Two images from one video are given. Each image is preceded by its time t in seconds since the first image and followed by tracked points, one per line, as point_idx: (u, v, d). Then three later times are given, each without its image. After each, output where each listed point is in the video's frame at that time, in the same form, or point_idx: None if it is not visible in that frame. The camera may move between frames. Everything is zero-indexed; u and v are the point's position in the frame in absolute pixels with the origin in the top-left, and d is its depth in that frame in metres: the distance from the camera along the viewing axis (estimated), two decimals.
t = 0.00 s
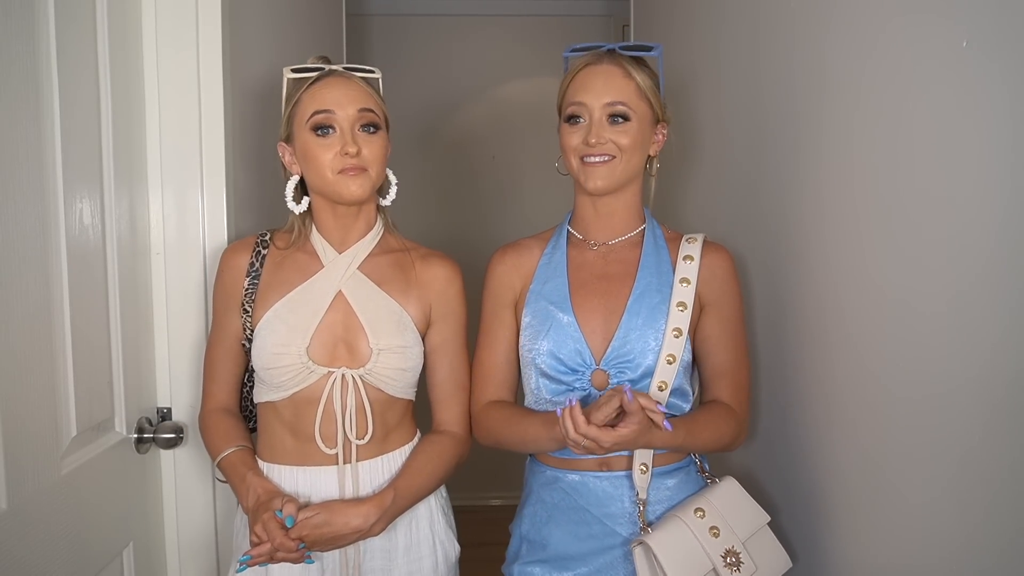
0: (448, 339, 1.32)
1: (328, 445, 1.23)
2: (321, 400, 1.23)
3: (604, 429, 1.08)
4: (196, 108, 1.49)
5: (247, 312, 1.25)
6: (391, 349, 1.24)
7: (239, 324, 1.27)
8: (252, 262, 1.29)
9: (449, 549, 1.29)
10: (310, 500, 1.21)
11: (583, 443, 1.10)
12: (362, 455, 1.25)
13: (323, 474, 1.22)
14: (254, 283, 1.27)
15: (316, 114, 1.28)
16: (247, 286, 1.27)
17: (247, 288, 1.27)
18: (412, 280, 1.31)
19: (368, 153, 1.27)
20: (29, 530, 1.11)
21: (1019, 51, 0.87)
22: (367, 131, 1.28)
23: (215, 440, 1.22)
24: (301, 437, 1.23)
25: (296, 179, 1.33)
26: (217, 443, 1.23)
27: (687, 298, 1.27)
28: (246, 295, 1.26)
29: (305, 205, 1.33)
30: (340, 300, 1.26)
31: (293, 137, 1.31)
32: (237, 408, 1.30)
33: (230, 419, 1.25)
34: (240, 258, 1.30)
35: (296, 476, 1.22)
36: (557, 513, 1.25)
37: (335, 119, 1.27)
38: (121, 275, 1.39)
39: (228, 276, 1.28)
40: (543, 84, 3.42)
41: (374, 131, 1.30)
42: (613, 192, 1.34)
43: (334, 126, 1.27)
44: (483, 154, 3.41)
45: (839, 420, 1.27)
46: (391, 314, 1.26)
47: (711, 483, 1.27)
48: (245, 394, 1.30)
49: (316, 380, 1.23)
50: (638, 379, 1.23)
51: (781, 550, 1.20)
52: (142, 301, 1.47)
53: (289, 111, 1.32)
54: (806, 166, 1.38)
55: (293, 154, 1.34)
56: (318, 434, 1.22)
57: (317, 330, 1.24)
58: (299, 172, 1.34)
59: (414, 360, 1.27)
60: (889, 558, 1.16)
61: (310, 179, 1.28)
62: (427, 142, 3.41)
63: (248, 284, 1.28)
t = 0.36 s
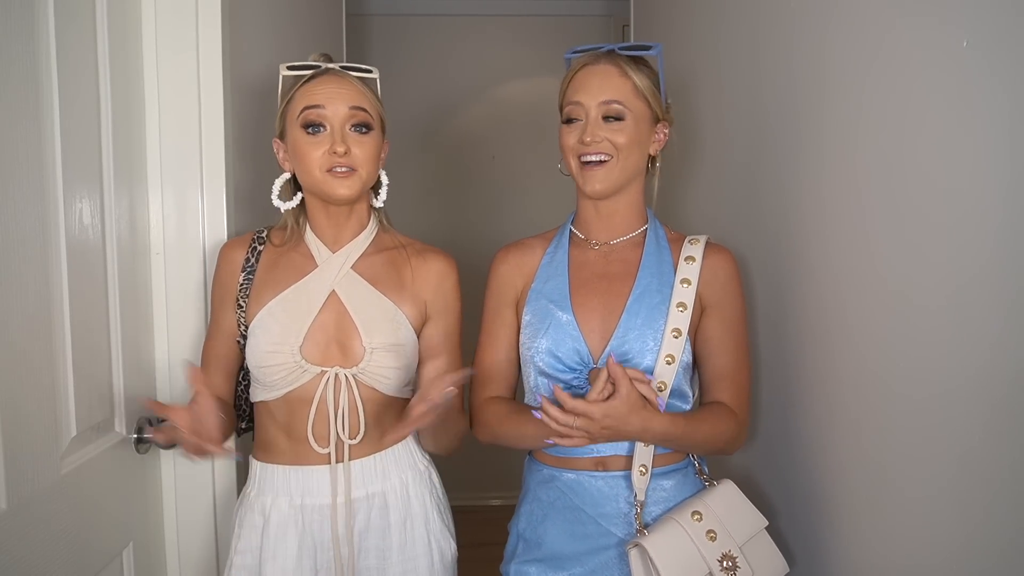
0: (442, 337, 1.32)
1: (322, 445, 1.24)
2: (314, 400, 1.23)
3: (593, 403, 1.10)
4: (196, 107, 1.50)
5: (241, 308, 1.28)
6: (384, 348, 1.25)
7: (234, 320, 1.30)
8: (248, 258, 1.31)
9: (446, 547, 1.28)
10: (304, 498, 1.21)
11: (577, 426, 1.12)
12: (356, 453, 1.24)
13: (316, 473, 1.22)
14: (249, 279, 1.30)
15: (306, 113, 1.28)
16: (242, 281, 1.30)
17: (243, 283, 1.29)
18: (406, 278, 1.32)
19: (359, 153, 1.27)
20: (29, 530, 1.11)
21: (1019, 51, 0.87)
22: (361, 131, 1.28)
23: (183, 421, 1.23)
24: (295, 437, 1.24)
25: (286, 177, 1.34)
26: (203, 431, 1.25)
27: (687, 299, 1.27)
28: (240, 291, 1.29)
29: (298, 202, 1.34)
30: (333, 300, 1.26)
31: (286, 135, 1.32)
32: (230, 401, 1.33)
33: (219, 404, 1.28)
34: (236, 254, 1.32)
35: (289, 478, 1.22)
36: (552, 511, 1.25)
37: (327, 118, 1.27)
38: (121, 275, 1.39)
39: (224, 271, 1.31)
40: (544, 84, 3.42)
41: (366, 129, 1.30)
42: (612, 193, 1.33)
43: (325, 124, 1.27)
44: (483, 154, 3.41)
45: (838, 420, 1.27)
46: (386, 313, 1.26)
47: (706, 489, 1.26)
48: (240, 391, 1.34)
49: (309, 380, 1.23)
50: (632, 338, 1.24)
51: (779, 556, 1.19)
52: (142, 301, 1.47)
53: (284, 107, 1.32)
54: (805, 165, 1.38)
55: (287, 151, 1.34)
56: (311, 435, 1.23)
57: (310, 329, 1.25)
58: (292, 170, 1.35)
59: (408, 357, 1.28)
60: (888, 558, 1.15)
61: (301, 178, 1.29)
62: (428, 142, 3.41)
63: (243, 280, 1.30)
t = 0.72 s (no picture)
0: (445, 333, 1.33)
1: (321, 443, 1.24)
2: (315, 399, 1.23)
3: (631, 348, 1.09)
4: (196, 107, 1.50)
5: (242, 298, 1.29)
6: (385, 346, 1.25)
7: (233, 310, 1.31)
8: (251, 248, 1.33)
9: (444, 547, 1.28)
10: (301, 498, 1.21)
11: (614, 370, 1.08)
12: (354, 453, 1.24)
13: (313, 473, 1.22)
14: (252, 267, 1.31)
15: (309, 116, 1.28)
16: (244, 272, 1.31)
17: (244, 273, 1.30)
18: (410, 273, 1.32)
19: (364, 154, 1.27)
20: (29, 531, 1.11)
21: (1018, 52, 0.87)
22: (364, 132, 1.29)
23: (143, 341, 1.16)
24: (292, 436, 1.24)
25: (290, 178, 1.32)
26: (168, 356, 1.19)
27: (690, 301, 1.27)
28: (244, 280, 1.30)
29: (303, 203, 1.35)
30: (336, 298, 1.27)
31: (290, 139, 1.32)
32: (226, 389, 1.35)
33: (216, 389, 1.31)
34: (241, 243, 1.34)
35: (285, 476, 1.22)
36: (549, 511, 1.25)
37: (329, 120, 1.27)
38: (121, 275, 1.39)
39: (228, 261, 1.33)
40: (544, 84, 3.42)
41: (368, 129, 1.30)
42: (608, 194, 1.34)
43: (327, 126, 1.27)
44: (483, 154, 3.41)
45: (839, 420, 1.27)
46: (388, 310, 1.26)
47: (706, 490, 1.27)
48: (236, 383, 1.36)
49: (310, 376, 1.23)
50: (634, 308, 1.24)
51: (777, 561, 1.20)
52: (142, 302, 1.47)
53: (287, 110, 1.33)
54: (806, 165, 1.38)
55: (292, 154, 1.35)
56: (311, 433, 1.23)
57: (313, 326, 1.25)
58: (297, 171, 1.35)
59: (407, 354, 1.27)
60: (889, 558, 1.16)
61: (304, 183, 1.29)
62: (428, 142, 3.41)
63: (246, 269, 1.32)
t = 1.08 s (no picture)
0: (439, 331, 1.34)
1: (317, 444, 1.23)
2: (310, 399, 1.23)
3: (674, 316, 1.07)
4: (196, 107, 1.50)
5: (239, 299, 1.28)
6: (382, 346, 1.25)
7: (230, 313, 1.31)
8: (249, 249, 1.33)
9: (441, 547, 1.28)
10: (298, 499, 1.21)
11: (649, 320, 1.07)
12: (352, 455, 1.25)
13: (310, 475, 1.22)
14: (249, 268, 1.30)
15: (317, 117, 1.27)
16: (241, 274, 1.30)
17: (243, 273, 1.30)
18: (405, 273, 1.32)
19: (371, 155, 1.27)
20: (29, 530, 1.11)
21: (1019, 52, 0.87)
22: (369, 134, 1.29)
23: (124, 353, 1.14)
24: (288, 437, 1.24)
25: (293, 180, 1.34)
26: (155, 367, 1.17)
27: (689, 298, 1.27)
28: (239, 282, 1.29)
29: (303, 205, 1.34)
30: (334, 298, 1.27)
31: (292, 141, 1.31)
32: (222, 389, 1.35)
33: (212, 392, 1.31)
34: (238, 244, 1.34)
35: (282, 478, 1.22)
36: (550, 511, 1.25)
37: (336, 122, 1.27)
38: (121, 275, 1.39)
39: (226, 261, 1.33)
40: (543, 84, 3.42)
41: (374, 130, 1.31)
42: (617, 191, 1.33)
43: (336, 129, 1.27)
44: (483, 154, 3.41)
45: (840, 420, 1.27)
46: (385, 311, 1.26)
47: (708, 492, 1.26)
48: (232, 385, 1.35)
49: (306, 375, 1.23)
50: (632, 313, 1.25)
51: (780, 562, 1.20)
52: (142, 301, 1.47)
53: (287, 113, 1.32)
54: (806, 165, 1.38)
55: (292, 157, 1.34)
56: (307, 434, 1.23)
57: (309, 325, 1.25)
58: (297, 174, 1.34)
59: (405, 355, 1.27)
60: (890, 558, 1.16)
61: (313, 183, 1.28)
62: (428, 142, 3.41)
63: (243, 270, 1.31)
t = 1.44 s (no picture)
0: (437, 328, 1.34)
1: (323, 444, 1.24)
2: (316, 400, 1.23)
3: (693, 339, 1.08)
4: (196, 107, 1.50)
5: (239, 302, 1.28)
6: (384, 347, 1.25)
7: (231, 313, 1.30)
8: (247, 252, 1.32)
9: (443, 543, 1.29)
10: (305, 497, 1.21)
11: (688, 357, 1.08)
12: (356, 453, 1.24)
13: (315, 472, 1.23)
14: (248, 271, 1.30)
15: (316, 125, 1.27)
16: (239, 278, 1.30)
17: (241, 279, 1.30)
18: (404, 273, 1.33)
19: (371, 159, 1.28)
20: (29, 530, 1.11)
21: (1019, 52, 0.87)
22: (366, 138, 1.30)
23: (139, 359, 1.13)
24: (293, 437, 1.24)
25: (290, 187, 1.34)
26: (162, 376, 1.16)
27: (690, 297, 1.27)
28: (239, 285, 1.29)
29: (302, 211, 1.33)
30: (335, 299, 1.27)
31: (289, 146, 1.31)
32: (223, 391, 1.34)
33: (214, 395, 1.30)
34: (236, 247, 1.33)
35: (288, 477, 1.22)
36: (556, 512, 1.25)
37: (336, 128, 1.27)
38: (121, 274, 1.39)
39: (224, 264, 1.32)
40: (543, 84, 3.42)
41: (371, 133, 1.31)
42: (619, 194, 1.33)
43: (337, 137, 1.27)
44: (483, 154, 3.41)
45: (840, 420, 1.27)
46: (386, 312, 1.26)
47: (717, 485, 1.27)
48: (234, 386, 1.35)
49: (310, 378, 1.23)
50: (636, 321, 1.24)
51: (786, 553, 1.22)
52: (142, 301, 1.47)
53: (282, 119, 1.32)
54: (806, 165, 1.39)
55: (288, 162, 1.34)
56: (313, 433, 1.23)
57: (311, 328, 1.25)
58: (296, 179, 1.34)
59: (407, 354, 1.28)
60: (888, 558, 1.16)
61: (314, 189, 1.28)
62: (428, 142, 3.41)
63: (241, 273, 1.31)
